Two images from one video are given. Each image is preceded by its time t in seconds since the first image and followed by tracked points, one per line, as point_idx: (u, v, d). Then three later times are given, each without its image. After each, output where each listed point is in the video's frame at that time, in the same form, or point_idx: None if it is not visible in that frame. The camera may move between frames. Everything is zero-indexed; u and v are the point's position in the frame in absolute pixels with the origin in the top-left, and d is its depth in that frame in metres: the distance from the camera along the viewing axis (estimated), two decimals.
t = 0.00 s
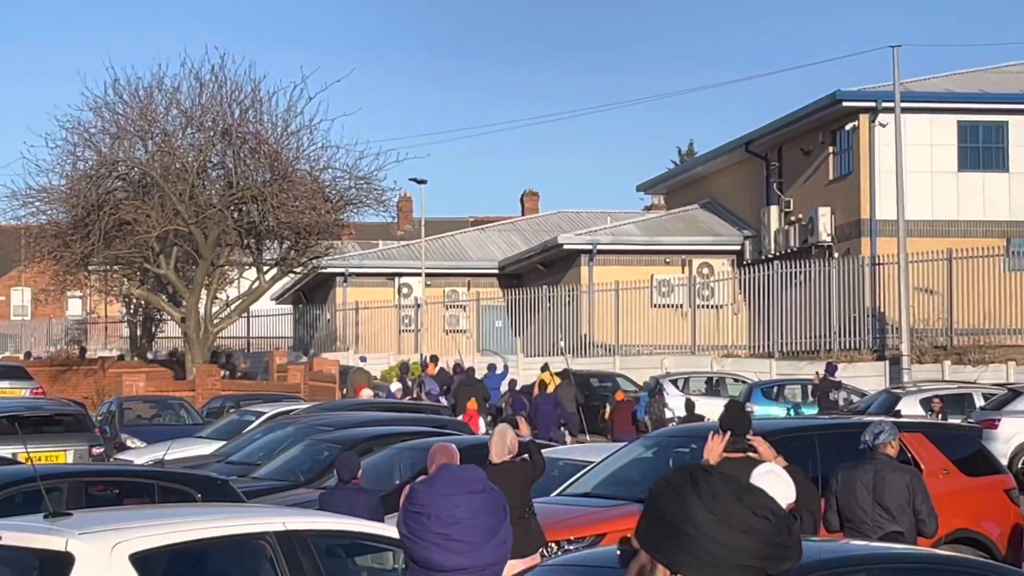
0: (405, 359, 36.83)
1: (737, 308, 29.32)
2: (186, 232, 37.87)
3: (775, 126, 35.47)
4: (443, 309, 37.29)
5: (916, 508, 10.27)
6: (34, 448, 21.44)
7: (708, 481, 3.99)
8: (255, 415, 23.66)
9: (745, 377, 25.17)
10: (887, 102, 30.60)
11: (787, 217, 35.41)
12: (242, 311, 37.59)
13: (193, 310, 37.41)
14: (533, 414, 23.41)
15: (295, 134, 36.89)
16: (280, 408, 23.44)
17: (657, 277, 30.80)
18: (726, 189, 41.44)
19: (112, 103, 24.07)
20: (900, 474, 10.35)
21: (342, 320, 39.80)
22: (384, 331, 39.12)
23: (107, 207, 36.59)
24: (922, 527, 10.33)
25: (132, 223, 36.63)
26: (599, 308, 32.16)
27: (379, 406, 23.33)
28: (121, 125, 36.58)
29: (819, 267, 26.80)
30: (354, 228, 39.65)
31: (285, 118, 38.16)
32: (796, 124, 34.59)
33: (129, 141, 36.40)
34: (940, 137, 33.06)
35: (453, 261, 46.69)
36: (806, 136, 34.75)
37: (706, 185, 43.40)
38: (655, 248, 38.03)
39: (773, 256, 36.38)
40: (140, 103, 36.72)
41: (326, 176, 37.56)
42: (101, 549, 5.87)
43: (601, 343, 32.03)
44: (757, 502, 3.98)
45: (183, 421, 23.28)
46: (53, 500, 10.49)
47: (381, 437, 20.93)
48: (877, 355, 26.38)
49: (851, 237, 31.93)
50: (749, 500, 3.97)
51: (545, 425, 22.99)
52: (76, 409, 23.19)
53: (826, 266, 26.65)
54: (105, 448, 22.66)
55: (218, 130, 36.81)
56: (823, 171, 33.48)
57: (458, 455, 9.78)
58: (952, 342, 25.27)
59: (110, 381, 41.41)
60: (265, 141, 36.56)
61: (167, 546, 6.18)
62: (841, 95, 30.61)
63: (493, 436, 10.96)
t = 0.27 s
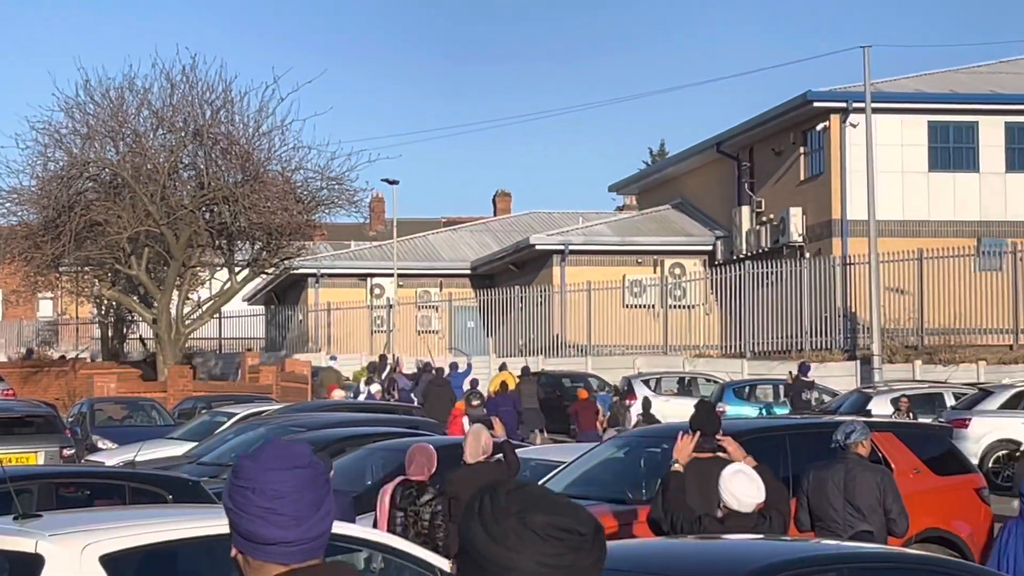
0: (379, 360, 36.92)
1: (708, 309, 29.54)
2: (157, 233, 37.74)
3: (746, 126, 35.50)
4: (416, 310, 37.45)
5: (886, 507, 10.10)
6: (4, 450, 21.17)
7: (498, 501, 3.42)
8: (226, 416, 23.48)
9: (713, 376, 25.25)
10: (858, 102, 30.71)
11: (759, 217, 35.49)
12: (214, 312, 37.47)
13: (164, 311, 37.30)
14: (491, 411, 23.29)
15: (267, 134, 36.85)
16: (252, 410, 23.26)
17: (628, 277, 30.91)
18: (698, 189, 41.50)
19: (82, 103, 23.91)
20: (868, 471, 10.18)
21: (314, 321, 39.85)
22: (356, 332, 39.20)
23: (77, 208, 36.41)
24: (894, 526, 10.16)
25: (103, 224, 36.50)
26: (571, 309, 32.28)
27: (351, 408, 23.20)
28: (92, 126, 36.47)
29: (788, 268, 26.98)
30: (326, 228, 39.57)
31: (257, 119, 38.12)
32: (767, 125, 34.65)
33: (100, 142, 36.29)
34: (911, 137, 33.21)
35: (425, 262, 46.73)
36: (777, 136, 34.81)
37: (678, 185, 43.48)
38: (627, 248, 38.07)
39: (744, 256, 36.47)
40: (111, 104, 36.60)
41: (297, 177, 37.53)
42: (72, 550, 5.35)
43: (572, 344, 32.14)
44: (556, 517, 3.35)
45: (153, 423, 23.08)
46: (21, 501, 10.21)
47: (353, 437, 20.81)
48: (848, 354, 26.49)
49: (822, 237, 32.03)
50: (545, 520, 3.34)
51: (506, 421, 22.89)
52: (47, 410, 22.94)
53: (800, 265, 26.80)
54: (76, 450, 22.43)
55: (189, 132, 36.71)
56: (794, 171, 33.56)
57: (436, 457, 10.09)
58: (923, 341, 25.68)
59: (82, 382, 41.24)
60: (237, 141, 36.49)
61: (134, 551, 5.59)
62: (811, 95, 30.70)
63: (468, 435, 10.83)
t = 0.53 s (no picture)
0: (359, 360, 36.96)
1: (685, 308, 29.65)
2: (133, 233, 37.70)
3: (724, 127, 35.56)
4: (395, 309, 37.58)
5: (862, 506, 10.10)
6: None
7: (335, 472, 3.73)
8: (204, 417, 23.46)
9: (687, 374, 25.31)
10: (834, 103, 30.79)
11: (736, 217, 35.56)
12: (192, 312, 37.40)
13: (141, 310, 37.13)
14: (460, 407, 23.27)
15: (245, 134, 36.85)
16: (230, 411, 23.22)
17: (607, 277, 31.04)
18: (676, 189, 41.55)
19: (59, 103, 23.84)
20: (846, 471, 10.19)
21: (292, 322, 39.21)
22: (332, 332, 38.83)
23: (54, 207, 36.30)
24: (870, 526, 10.14)
25: (80, 224, 36.38)
26: (549, 309, 32.42)
27: (330, 408, 23.17)
28: (68, 126, 36.40)
29: (765, 267, 27.10)
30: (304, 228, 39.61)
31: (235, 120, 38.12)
32: (745, 124, 34.71)
33: (77, 142, 36.24)
34: (888, 138, 33.30)
35: (404, 262, 46.79)
36: (755, 137, 34.87)
37: (656, 185, 43.54)
38: (602, 248, 38.05)
39: (722, 256, 36.56)
40: (88, 103, 36.54)
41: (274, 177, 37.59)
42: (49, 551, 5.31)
43: (550, 343, 32.25)
44: (390, 490, 3.68)
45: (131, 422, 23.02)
46: None
47: (331, 437, 20.75)
48: (824, 354, 26.54)
49: (799, 237, 32.08)
50: (381, 494, 3.66)
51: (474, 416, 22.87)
52: (24, 411, 22.87)
53: (777, 265, 26.94)
54: (53, 450, 22.34)
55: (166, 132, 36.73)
56: (772, 171, 33.63)
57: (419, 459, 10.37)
58: (900, 342, 25.81)
59: (59, 382, 41.06)
60: (214, 141, 36.49)
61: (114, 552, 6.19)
62: (788, 96, 30.79)
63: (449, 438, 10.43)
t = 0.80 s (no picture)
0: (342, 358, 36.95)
1: (667, 308, 29.73)
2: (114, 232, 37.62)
3: (706, 127, 35.61)
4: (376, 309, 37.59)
5: (842, 506, 10.04)
6: None
7: (256, 492, 3.75)
8: (185, 417, 23.42)
9: (665, 374, 25.34)
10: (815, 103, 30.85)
11: (718, 217, 35.60)
12: (173, 312, 37.28)
13: (122, 310, 36.92)
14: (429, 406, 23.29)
15: (226, 134, 36.82)
16: (211, 411, 23.15)
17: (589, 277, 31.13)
18: (658, 189, 41.62)
19: (38, 103, 23.76)
20: (826, 471, 10.14)
21: (272, 321, 39.98)
22: (313, 332, 39.09)
23: (34, 207, 36.15)
24: (851, 526, 10.08)
25: (62, 223, 36.23)
26: (531, 308, 32.52)
27: (312, 408, 23.12)
28: (49, 125, 36.29)
29: (749, 267, 27.28)
30: (285, 227, 39.61)
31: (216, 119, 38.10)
32: (725, 125, 34.77)
33: (57, 142, 36.13)
34: (869, 137, 33.37)
35: (385, 261, 46.79)
36: (736, 137, 34.94)
37: (639, 185, 43.59)
38: (584, 248, 38.11)
39: (703, 256, 36.60)
40: (70, 103, 36.45)
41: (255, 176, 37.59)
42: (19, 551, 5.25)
43: (532, 343, 32.32)
44: (307, 513, 3.70)
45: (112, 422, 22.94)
46: None
47: (313, 437, 20.68)
48: (806, 354, 26.61)
49: (781, 237, 32.10)
50: (299, 517, 3.69)
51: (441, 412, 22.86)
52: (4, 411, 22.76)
53: (759, 265, 27.07)
54: (34, 450, 22.24)
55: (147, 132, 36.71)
56: (753, 171, 33.68)
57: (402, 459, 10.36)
58: (881, 342, 26.10)
59: (40, 382, 40.91)
60: (196, 141, 36.47)
61: (92, 552, 6.01)
62: (769, 96, 30.85)
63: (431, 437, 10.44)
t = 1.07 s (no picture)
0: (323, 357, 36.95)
1: (647, 307, 29.79)
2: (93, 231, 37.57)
3: (687, 127, 35.65)
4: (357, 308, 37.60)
5: (822, 506, 10.02)
6: None
7: (201, 496, 3.71)
8: (164, 416, 23.41)
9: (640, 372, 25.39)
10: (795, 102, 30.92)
11: (699, 216, 35.65)
12: (152, 311, 37.22)
13: (102, 309, 36.83)
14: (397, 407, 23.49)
15: (207, 133, 36.75)
16: (191, 411, 23.12)
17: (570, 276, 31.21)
18: (639, 188, 41.69)
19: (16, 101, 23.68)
20: (807, 470, 10.11)
21: (253, 320, 39.45)
22: (294, 331, 39.11)
23: (12, 206, 36.09)
24: (830, 526, 10.05)
25: (41, 222, 36.14)
26: (511, 307, 32.61)
27: (293, 407, 23.09)
28: (27, 124, 36.19)
29: (729, 266, 27.41)
30: (265, 226, 39.59)
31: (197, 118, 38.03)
32: (706, 124, 34.83)
33: (36, 140, 36.04)
34: (849, 137, 33.47)
35: (366, 260, 46.80)
36: (717, 136, 35.01)
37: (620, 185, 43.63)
38: (564, 247, 38.16)
39: (684, 255, 36.65)
40: (49, 101, 36.35)
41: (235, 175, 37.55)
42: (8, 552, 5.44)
43: (512, 343, 32.43)
44: (253, 516, 3.67)
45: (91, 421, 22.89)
46: None
47: (293, 436, 20.66)
48: (786, 353, 26.76)
49: (761, 236, 32.16)
50: (244, 521, 3.67)
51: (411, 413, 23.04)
52: None
53: (739, 264, 27.25)
54: (13, 449, 22.17)
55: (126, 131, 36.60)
56: (733, 170, 33.74)
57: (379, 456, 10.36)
58: (860, 341, 26.27)
59: (20, 381, 40.81)
60: (176, 140, 36.39)
61: (71, 550, 5.67)
62: (749, 95, 30.90)
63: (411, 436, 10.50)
